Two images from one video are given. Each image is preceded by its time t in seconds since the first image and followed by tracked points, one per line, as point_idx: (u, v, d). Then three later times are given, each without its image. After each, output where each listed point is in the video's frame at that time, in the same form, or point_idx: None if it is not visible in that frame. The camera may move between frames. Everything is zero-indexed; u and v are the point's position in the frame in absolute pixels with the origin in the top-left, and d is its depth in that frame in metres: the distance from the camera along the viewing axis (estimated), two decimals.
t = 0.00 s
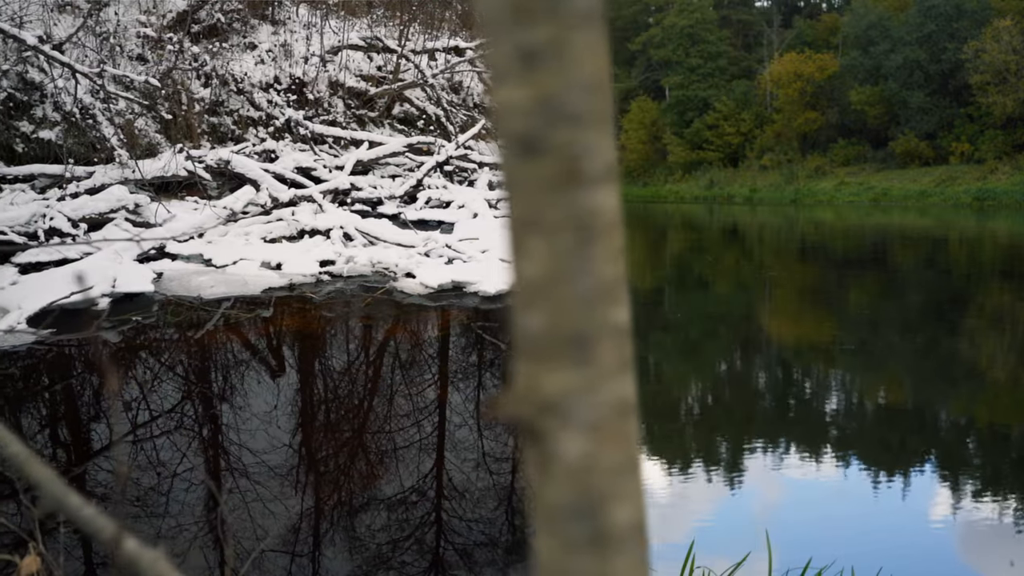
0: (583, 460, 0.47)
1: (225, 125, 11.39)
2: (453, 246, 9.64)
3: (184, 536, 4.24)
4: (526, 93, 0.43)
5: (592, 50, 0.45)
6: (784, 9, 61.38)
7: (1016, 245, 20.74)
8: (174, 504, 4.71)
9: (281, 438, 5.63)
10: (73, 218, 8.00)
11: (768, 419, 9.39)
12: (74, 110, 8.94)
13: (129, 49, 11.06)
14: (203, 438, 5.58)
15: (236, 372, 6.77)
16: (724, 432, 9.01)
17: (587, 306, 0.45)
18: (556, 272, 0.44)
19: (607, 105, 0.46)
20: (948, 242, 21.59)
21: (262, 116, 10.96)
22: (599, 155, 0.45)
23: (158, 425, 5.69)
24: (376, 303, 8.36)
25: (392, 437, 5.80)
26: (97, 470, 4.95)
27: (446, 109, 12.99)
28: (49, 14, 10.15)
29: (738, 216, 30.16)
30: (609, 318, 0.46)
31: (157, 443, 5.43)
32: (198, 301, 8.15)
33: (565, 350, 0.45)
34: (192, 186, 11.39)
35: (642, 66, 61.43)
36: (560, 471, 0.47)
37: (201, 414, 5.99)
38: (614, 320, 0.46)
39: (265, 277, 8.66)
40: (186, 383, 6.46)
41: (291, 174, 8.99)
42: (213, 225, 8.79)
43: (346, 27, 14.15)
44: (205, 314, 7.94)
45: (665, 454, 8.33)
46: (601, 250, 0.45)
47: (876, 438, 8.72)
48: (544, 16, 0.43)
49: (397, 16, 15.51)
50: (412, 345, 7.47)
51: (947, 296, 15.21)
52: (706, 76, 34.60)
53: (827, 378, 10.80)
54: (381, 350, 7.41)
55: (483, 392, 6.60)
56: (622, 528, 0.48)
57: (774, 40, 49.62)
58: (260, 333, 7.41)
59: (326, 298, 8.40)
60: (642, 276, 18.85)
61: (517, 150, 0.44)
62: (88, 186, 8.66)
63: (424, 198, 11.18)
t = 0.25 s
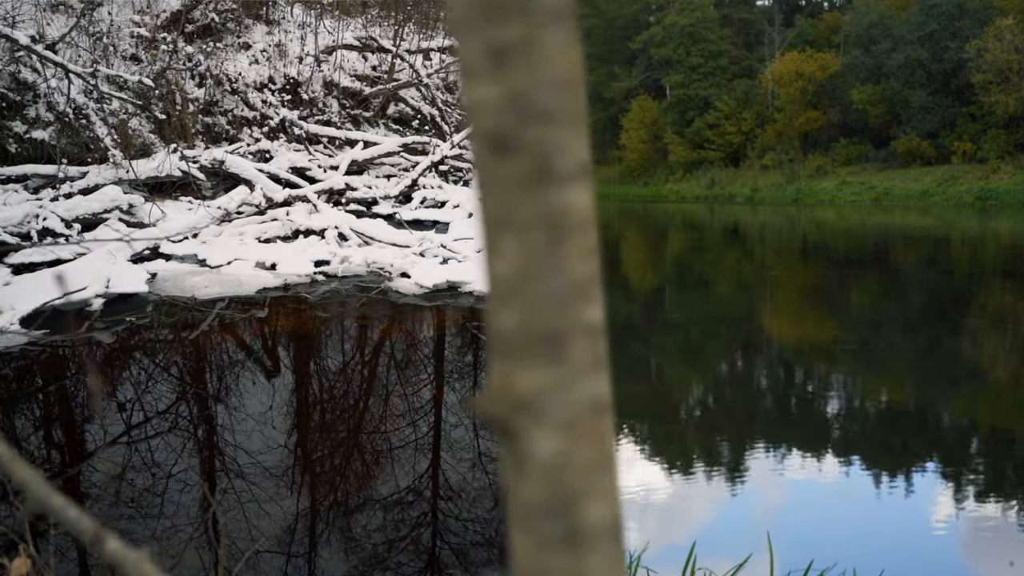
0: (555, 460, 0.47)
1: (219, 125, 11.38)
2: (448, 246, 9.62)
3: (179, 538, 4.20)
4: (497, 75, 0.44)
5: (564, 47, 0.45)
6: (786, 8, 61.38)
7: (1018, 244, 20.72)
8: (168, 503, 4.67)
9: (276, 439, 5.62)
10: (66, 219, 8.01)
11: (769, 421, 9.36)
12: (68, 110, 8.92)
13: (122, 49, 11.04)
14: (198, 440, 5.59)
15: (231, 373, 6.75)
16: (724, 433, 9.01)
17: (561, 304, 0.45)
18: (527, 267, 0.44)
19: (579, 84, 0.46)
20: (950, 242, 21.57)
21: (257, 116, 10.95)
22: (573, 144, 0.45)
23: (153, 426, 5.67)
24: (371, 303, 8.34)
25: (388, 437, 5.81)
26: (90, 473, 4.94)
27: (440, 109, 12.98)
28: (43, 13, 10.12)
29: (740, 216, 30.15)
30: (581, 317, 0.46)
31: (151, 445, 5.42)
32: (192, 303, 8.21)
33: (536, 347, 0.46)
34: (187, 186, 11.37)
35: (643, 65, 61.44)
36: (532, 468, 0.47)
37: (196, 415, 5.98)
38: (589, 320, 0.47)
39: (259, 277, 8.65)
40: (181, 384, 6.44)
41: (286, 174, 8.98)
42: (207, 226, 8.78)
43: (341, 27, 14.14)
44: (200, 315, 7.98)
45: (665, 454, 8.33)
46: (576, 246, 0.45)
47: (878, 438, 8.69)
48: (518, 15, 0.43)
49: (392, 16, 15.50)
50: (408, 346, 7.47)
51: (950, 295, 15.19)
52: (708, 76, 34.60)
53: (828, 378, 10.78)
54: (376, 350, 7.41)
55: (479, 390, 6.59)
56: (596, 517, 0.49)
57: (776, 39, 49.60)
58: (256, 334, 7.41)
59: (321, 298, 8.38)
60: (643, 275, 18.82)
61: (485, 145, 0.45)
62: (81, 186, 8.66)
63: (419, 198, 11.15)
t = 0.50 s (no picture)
0: (530, 459, 0.48)
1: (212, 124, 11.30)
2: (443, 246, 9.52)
3: (170, 544, 4.18)
4: (467, 81, 0.45)
5: (547, 57, 0.47)
6: (789, 5, 61.32)
7: None
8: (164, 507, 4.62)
9: (272, 440, 5.51)
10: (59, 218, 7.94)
11: (772, 422, 9.28)
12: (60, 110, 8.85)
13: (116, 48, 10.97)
14: (193, 441, 5.49)
15: (226, 374, 6.64)
16: (727, 434, 8.93)
17: (534, 305, 0.46)
18: (500, 267, 0.45)
19: (551, 77, 0.47)
20: (955, 241, 21.46)
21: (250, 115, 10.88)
22: (555, 152, 0.47)
23: (148, 426, 5.62)
24: (366, 303, 8.24)
25: (384, 438, 5.70)
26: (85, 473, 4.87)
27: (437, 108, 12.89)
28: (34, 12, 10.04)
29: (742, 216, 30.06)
30: (556, 318, 0.48)
31: (145, 446, 5.33)
32: (186, 302, 8.07)
33: (510, 343, 0.46)
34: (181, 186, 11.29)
35: (645, 63, 61.33)
36: (505, 469, 0.48)
37: (190, 415, 5.92)
38: (564, 324, 0.48)
39: (253, 277, 8.56)
40: (175, 385, 6.36)
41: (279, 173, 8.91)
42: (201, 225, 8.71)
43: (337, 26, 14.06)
44: (193, 315, 7.87)
45: (669, 455, 8.25)
46: (546, 249, 0.46)
47: (881, 441, 8.60)
48: (485, 11, 0.44)
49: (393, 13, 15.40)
50: (403, 346, 7.33)
51: (954, 296, 15.09)
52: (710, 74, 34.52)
53: (831, 379, 10.70)
54: (372, 350, 7.27)
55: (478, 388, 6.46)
56: (569, 519, 0.49)
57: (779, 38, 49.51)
58: (250, 334, 7.31)
59: (315, 298, 8.28)
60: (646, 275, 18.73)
61: (461, 150, 0.46)
62: (75, 186, 8.57)
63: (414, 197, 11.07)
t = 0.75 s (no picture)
0: (503, 454, 0.49)
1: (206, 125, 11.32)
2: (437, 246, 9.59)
3: (165, 544, 4.10)
4: (434, 79, 0.45)
5: (496, 22, 0.45)
6: (789, 4, 61.36)
7: None
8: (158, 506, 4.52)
9: (266, 440, 5.45)
10: (52, 220, 8.01)
11: (773, 422, 9.33)
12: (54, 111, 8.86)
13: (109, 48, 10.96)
14: (187, 440, 5.44)
15: (220, 375, 6.61)
16: (727, 433, 8.96)
17: (504, 299, 0.46)
18: (473, 264, 0.45)
19: (516, 69, 0.46)
20: (955, 241, 21.48)
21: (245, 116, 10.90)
22: (527, 158, 0.47)
23: (143, 427, 5.55)
24: (361, 303, 8.32)
25: (380, 437, 5.61)
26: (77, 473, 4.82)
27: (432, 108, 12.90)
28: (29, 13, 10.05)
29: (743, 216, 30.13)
30: (527, 317, 0.48)
31: (138, 446, 5.29)
32: (180, 303, 8.16)
33: (486, 340, 0.47)
34: (174, 186, 11.29)
35: (645, 63, 61.33)
36: (480, 465, 0.49)
37: (185, 416, 5.86)
38: (535, 320, 0.49)
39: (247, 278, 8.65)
40: (169, 386, 6.34)
41: (274, 174, 8.96)
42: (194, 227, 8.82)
43: (332, 25, 14.07)
44: (188, 315, 8.01)
45: (668, 456, 8.27)
46: (518, 244, 0.46)
47: (881, 440, 8.63)
48: (455, 10, 0.44)
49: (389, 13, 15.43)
50: (397, 345, 7.34)
51: (954, 295, 15.12)
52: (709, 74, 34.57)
53: (831, 379, 10.72)
54: (367, 351, 7.26)
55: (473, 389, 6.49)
56: (545, 514, 0.51)
57: (779, 38, 49.57)
58: (245, 335, 7.34)
59: (309, 298, 8.35)
60: (645, 275, 18.75)
61: (431, 146, 0.46)
62: (68, 187, 8.71)
63: (408, 198, 11.11)
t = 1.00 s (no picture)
0: (477, 449, 0.42)
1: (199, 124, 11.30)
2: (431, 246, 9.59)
3: (162, 544, 4.27)
4: (399, 66, 0.38)
5: (484, 37, 0.40)
6: (789, 5, 61.38)
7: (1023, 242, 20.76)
8: (153, 506, 4.71)
9: (261, 441, 5.52)
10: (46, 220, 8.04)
11: (772, 423, 9.41)
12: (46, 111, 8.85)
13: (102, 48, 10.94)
14: (182, 440, 5.49)
15: (214, 376, 6.61)
16: (727, 433, 8.99)
17: (480, 295, 0.40)
18: (440, 266, 0.40)
19: (493, 46, 0.41)
20: (954, 241, 21.52)
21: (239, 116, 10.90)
22: (499, 137, 0.41)
23: (137, 428, 5.63)
24: (355, 303, 8.29)
25: (374, 437, 5.59)
26: (74, 475, 4.93)
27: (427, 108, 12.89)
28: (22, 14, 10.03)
29: (742, 216, 30.22)
30: (501, 312, 0.42)
31: (134, 447, 5.36)
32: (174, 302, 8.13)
33: (457, 336, 0.41)
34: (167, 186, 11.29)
35: (644, 63, 61.40)
36: (452, 461, 0.42)
37: (180, 417, 5.92)
38: (507, 317, 0.42)
39: (241, 278, 8.62)
40: (164, 387, 6.37)
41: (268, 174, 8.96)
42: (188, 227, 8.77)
43: (327, 25, 14.06)
44: (180, 315, 7.83)
45: (667, 455, 8.29)
46: (492, 240, 0.41)
47: (880, 439, 8.67)
48: (424, 2, 0.38)
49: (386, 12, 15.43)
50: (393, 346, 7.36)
51: (952, 295, 15.14)
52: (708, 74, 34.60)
53: (830, 379, 10.74)
54: (362, 351, 7.31)
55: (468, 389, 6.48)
56: (520, 509, 0.43)
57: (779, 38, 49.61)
58: (239, 335, 7.35)
59: (304, 298, 8.35)
60: (644, 275, 18.78)
61: (401, 140, 0.40)
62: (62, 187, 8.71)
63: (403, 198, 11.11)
